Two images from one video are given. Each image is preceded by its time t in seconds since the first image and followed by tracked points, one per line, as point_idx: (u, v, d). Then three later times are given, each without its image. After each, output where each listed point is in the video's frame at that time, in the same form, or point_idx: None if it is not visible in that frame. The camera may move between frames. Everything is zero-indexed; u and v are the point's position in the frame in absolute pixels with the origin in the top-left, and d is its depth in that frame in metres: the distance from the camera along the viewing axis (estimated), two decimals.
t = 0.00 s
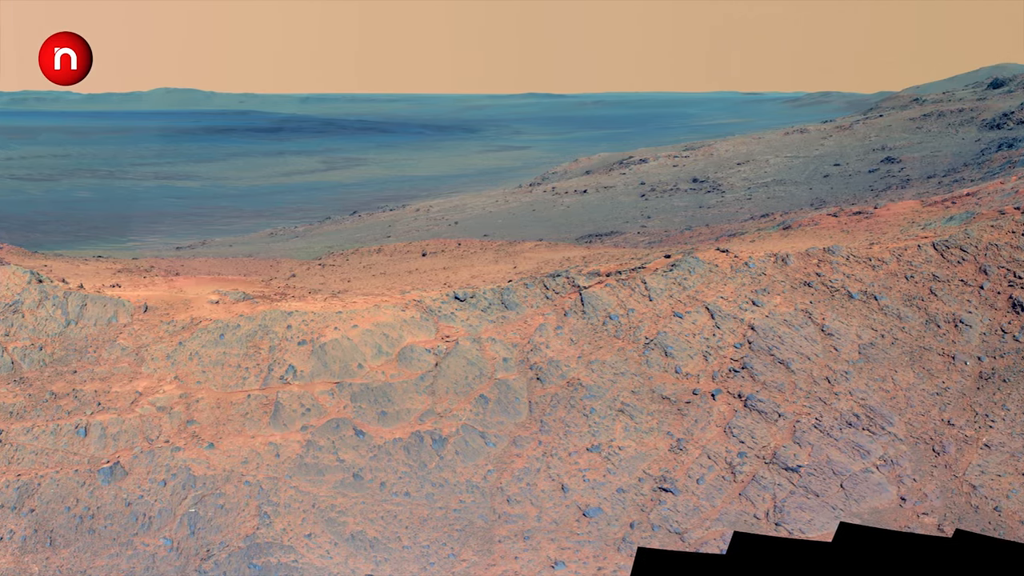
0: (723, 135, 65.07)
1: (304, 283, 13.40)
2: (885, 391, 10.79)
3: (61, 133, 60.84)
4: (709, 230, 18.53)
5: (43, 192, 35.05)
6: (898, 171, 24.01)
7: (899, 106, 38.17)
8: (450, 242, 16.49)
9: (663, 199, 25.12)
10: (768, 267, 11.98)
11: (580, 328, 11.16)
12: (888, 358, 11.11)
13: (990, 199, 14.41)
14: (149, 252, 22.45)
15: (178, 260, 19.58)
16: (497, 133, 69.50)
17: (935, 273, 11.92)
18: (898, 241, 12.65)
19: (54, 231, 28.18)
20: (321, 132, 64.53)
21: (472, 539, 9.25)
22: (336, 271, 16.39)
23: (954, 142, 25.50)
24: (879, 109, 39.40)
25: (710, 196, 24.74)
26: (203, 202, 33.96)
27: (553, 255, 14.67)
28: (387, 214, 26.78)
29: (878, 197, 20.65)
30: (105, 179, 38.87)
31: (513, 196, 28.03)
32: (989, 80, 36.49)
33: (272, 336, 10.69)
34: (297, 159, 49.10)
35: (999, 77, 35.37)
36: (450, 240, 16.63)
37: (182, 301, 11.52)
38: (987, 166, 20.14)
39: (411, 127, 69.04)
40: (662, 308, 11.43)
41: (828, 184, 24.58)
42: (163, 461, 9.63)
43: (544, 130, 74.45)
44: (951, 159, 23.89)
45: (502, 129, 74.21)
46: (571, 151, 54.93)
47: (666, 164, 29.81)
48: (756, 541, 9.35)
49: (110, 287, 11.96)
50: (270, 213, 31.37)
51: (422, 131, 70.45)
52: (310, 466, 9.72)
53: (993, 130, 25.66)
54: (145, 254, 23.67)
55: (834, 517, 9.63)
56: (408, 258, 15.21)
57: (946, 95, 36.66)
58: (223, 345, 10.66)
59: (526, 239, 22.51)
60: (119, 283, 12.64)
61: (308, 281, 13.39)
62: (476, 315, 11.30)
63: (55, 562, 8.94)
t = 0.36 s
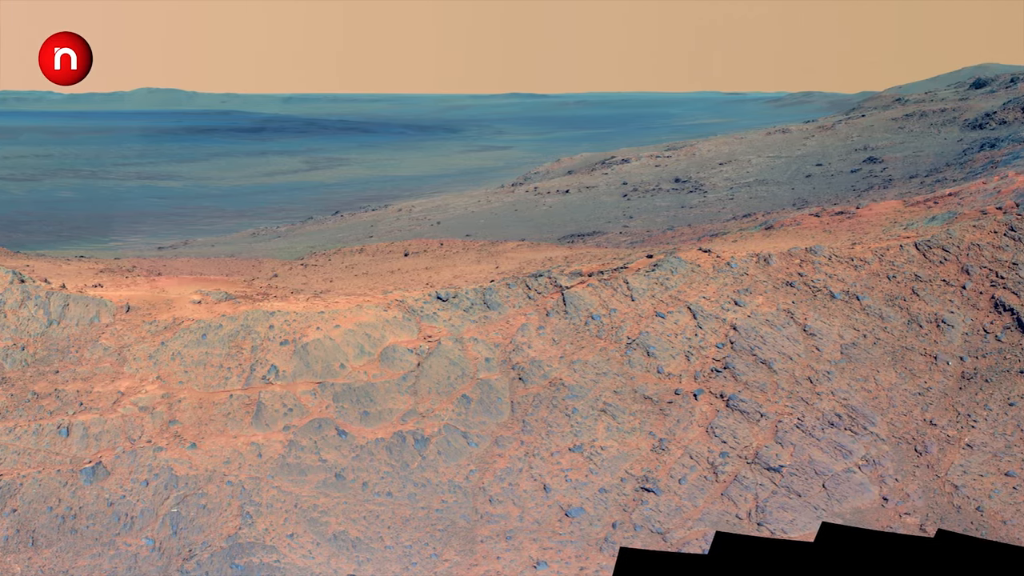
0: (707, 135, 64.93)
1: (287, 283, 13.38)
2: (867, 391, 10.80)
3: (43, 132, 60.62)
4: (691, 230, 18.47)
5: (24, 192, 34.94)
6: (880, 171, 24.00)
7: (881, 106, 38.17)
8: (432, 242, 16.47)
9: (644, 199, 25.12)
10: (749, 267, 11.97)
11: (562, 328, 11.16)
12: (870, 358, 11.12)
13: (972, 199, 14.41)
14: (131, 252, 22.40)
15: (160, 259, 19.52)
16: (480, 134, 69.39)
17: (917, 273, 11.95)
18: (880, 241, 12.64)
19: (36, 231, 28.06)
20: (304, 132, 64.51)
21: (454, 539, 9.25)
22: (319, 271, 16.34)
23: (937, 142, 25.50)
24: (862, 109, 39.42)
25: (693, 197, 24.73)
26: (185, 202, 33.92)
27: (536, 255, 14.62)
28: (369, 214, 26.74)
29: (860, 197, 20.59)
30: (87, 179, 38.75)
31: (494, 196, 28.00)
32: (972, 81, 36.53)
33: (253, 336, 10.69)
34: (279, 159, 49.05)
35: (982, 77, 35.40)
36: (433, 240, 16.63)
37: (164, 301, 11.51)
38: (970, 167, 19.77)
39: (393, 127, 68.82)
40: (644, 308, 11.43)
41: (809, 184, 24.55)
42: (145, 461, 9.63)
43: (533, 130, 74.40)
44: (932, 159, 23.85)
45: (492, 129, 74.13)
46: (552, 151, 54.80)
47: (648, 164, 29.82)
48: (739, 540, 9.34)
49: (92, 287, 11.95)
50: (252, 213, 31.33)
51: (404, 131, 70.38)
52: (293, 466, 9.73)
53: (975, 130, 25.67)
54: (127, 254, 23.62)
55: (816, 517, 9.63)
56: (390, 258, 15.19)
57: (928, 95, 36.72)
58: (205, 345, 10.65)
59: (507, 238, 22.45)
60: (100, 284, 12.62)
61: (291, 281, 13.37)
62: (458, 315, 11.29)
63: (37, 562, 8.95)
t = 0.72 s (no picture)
0: (691, 135, 64.75)
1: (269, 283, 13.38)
2: (849, 391, 10.80)
3: (25, 132, 60.42)
4: (672, 230, 18.46)
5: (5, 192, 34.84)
6: (862, 171, 24.02)
7: (862, 106, 38.19)
8: (414, 242, 16.49)
9: (626, 199, 25.13)
10: (731, 268, 11.97)
11: (543, 328, 11.16)
12: (852, 358, 11.13)
13: (954, 199, 14.43)
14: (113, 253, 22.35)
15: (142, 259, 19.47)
16: (462, 134, 69.20)
17: (899, 273, 11.99)
18: (862, 241, 12.66)
19: (18, 231, 27.96)
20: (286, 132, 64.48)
21: (437, 539, 9.25)
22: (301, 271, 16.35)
23: (919, 142, 25.56)
24: (844, 108, 39.44)
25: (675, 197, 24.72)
26: (167, 202, 33.88)
27: (518, 255, 14.59)
28: (351, 214, 26.70)
29: (842, 197, 20.58)
30: (69, 179, 38.65)
31: (476, 196, 27.98)
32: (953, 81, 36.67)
33: (236, 336, 10.69)
34: (260, 158, 49.03)
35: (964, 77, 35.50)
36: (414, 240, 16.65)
37: (146, 301, 11.51)
38: (951, 167, 19.92)
39: (375, 128, 68.48)
40: (626, 308, 11.44)
41: (791, 184, 24.56)
42: (127, 461, 9.62)
43: (523, 129, 74.33)
44: (914, 159, 23.91)
45: (483, 129, 74.05)
46: (533, 151, 54.57)
47: (629, 164, 29.85)
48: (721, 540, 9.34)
49: (75, 287, 11.96)
50: (234, 213, 31.32)
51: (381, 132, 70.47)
52: (274, 466, 9.72)
53: (956, 130, 25.73)
54: (110, 254, 23.59)
55: (798, 517, 9.62)
56: (373, 258, 15.18)
57: (911, 94, 36.81)
58: (187, 345, 10.65)
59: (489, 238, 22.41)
60: (83, 284, 12.63)
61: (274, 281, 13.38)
62: (440, 315, 11.29)
63: (19, 562, 8.96)
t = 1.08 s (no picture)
0: (676, 135, 64.75)
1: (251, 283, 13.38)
2: (832, 391, 10.81)
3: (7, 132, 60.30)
4: (654, 231, 18.47)
5: None
6: (844, 171, 24.06)
7: (844, 105, 38.42)
8: (396, 242, 16.50)
9: (607, 199, 25.14)
10: (714, 268, 11.98)
11: (526, 328, 11.16)
12: (834, 358, 11.14)
13: (936, 199, 14.44)
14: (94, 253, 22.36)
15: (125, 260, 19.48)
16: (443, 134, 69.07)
17: (881, 273, 12.02)
18: (844, 241, 12.68)
19: None
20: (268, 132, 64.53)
21: (419, 539, 9.25)
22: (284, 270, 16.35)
23: (902, 142, 25.64)
24: (825, 108, 39.66)
25: (657, 197, 24.72)
26: (149, 202, 33.86)
27: (500, 255, 14.58)
28: (332, 214, 26.66)
29: (824, 197, 20.58)
30: (52, 179, 38.59)
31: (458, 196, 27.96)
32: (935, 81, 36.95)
33: (218, 336, 10.68)
34: (242, 158, 49.02)
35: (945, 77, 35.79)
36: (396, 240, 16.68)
37: (128, 301, 11.51)
38: (934, 168, 19.70)
39: (356, 128, 68.16)
40: (608, 308, 11.44)
41: (774, 184, 24.58)
42: (110, 461, 9.62)
43: (513, 129, 74.29)
44: (897, 159, 24.00)
45: (474, 128, 74.00)
46: (513, 151, 54.31)
47: (611, 164, 29.91)
48: (704, 540, 9.33)
49: (57, 288, 11.96)
50: (216, 213, 31.31)
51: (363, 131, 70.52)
52: (257, 466, 9.72)
53: (939, 130, 25.81)
54: (92, 254, 23.59)
55: (780, 517, 9.62)
56: (356, 258, 15.17)
57: (893, 94, 36.99)
58: (169, 345, 10.65)
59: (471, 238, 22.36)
60: (65, 284, 12.62)
61: (255, 281, 13.37)
62: (423, 315, 11.29)
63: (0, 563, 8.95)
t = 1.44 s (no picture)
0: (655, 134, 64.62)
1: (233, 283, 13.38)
2: (813, 391, 10.81)
3: None
4: (636, 231, 18.48)
5: None
6: (826, 171, 24.11)
7: (826, 105, 38.70)
8: (377, 242, 16.54)
9: (589, 199, 25.16)
10: (696, 268, 11.99)
11: (508, 328, 11.16)
12: (816, 358, 11.16)
13: (917, 199, 14.48)
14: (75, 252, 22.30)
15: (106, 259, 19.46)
16: (426, 133, 68.83)
17: (863, 273, 12.06)
18: (826, 241, 12.71)
19: None
20: (249, 132, 64.55)
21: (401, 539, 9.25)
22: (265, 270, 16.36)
23: (885, 142, 25.74)
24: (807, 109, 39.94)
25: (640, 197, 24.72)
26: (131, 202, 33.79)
27: (482, 255, 14.57)
28: (314, 214, 26.60)
29: (805, 198, 20.58)
30: (33, 179, 38.46)
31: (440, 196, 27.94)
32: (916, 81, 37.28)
33: (200, 336, 10.68)
34: (224, 158, 48.91)
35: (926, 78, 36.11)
36: (379, 240, 16.71)
37: (110, 301, 11.51)
38: (915, 167, 20.05)
39: (338, 128, 67.85)
40: (590, 308, 11.45)
41: (755, 184, 24.62)
42: (91, 461, 9.60)
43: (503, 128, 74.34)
44: (879, 159, 24.09)
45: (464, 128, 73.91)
46: (494, 151, 54.20)
47: (593, 164, 29.99)
48: (684, 540, 9.33)
49: (39, 287, 11.95)
50: (197, 213, 31.27)
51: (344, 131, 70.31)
52: (239, 466, 9.72)
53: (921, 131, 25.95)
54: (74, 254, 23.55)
55: (762, 517, 9.61)
56: (337, 258, 15.18)
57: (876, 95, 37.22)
58: (151, 345, 10.64)
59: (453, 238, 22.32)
60: (47, 284, 12.62)
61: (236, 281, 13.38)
62: (404, 315, 11.30)
63: None
